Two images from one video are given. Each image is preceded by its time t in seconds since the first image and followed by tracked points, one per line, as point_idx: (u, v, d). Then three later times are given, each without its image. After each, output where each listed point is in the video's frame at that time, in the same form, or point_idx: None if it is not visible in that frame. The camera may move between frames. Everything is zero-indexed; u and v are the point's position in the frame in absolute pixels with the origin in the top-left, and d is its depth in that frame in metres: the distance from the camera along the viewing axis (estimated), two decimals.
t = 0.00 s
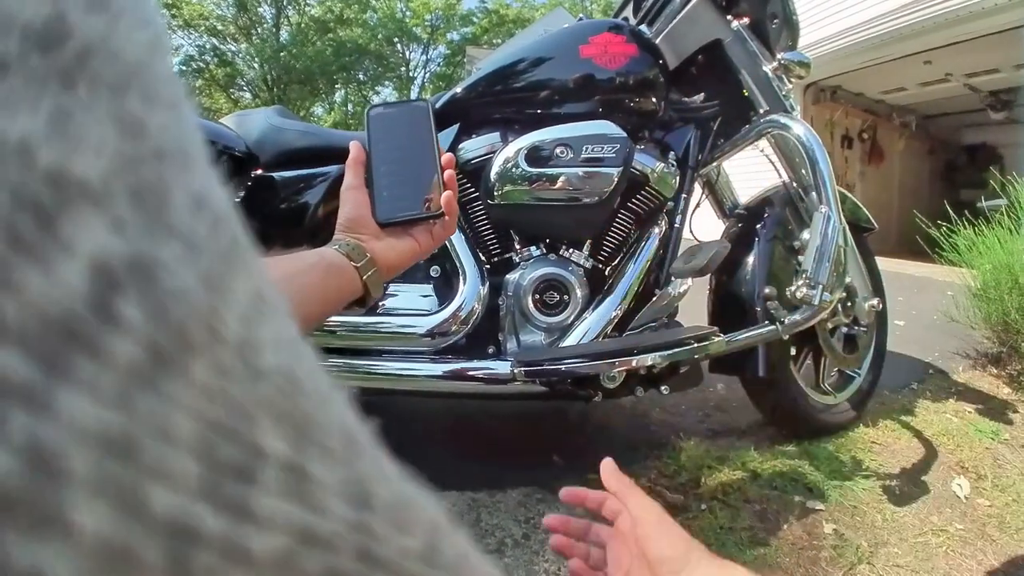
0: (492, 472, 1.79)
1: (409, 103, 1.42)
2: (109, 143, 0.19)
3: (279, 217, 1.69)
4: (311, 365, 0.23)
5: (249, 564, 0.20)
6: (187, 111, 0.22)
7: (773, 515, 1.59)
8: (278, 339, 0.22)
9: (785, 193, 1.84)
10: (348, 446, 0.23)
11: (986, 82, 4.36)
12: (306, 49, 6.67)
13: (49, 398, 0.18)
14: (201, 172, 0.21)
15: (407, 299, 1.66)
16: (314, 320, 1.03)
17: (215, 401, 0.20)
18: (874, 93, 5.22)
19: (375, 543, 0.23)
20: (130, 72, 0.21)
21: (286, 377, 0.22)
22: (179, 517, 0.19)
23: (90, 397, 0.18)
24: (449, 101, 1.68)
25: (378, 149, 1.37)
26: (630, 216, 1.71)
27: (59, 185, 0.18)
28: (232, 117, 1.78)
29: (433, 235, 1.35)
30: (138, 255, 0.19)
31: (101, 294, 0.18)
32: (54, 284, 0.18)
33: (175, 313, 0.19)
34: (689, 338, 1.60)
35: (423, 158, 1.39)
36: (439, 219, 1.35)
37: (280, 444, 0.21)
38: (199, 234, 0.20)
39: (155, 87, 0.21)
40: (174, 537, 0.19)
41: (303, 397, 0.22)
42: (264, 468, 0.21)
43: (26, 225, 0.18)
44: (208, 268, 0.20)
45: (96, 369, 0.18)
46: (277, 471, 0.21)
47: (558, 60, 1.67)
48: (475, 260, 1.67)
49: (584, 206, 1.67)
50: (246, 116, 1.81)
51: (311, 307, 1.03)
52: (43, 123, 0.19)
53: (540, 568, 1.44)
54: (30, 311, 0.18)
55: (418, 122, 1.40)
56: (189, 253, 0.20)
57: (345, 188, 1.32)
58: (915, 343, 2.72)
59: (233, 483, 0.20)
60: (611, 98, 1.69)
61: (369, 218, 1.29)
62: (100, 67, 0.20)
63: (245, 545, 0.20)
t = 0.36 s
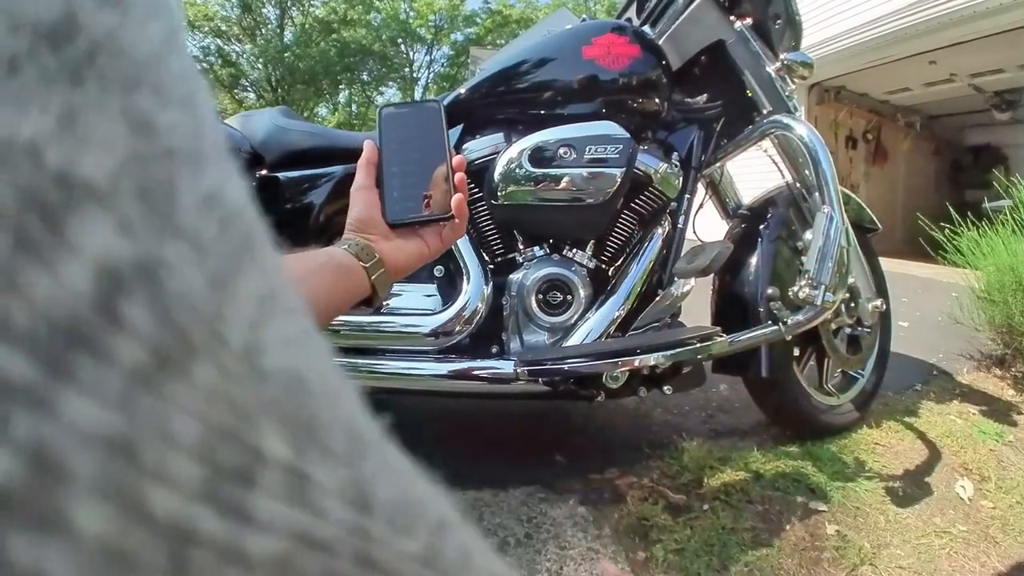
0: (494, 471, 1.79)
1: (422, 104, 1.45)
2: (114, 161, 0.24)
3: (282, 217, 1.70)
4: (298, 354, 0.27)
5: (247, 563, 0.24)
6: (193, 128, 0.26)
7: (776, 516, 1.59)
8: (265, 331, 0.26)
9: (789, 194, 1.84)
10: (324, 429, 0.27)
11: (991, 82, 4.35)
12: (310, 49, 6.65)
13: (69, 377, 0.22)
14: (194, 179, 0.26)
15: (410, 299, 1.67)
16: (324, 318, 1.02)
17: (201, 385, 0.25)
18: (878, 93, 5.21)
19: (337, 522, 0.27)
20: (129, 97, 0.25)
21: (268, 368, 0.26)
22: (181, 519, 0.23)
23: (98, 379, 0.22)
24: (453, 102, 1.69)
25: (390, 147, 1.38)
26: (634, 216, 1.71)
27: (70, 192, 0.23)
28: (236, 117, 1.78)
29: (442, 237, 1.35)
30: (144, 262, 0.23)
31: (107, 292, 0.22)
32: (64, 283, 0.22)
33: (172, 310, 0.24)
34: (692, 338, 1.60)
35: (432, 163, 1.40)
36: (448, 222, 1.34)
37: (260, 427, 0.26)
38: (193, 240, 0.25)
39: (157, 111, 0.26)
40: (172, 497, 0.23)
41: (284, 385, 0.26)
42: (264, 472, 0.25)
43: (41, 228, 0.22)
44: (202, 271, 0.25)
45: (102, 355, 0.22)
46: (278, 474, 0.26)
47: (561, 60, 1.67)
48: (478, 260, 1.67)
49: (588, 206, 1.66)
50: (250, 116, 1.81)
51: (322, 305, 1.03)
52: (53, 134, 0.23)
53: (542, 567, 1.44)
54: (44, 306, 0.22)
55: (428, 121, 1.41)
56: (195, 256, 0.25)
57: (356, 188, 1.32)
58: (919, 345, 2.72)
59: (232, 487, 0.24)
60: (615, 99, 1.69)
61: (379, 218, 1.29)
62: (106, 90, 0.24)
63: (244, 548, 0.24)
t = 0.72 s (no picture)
0: (495, 473, 1.79)
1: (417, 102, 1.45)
2: (115, 145, 0.18)
3: (282, 218, 1.70)
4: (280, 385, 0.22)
5: None
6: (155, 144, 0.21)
7: (776, 520, 1.58)
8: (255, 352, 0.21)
9: (790, 194, 1.83)
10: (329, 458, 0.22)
11: (996, 82, 4.33)
12: (314, 49, 6.68)
13: (70, 383, 0.16)
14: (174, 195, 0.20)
15: (410, 300, 1.66)
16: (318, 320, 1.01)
17: (221, 405, 0.19)
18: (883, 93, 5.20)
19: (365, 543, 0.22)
20: (120, 76, 0.19)
21: (271, 390, 0.21)
22: (206, 541, 0.17)
23: (109, 394, 0.17)
24: (454, 102, 1.68)
25: (385, 147, 1.40)
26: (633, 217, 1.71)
27: (71, 170, 0.17)
28: (237, 117, 1.78)
29: (437, 239, 1.32)
30: (149, 262, 0.18)
31: (114, 291, 0.17)
32: (68, 274, 0.16)
33: (184, 323, 0.18)
34: (692, 340, 1.59)
35: (426, 167, 1.41)
36: (443, 223, 1.33)
37: (275, 450, 0.20)
38: (188, 249, 0.20)
39: (134, 104, 0.20)
40: (199, 526, 0.17)
41: (286, 408, 0.21)
42: (283, 494, 0.20)
43: (39, 206, 0.16)
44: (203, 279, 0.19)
45: (111, 363, 0.17)
46: (296, 493, 0.20)
47: (561, 60, 1.67)
48: (477, 260, 1.66)
49: (588, 207, 1.65)
50: (250, 117, 1.81)
51: (317, 307, 1.01)
52: (54, 111, 0.17)
53: (540, 570, 1.43)
54: (45, 305, 0.16)
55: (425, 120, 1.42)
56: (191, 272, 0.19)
57: (348, 188, 1.30)
58: (922, 347, 2.71)
59: (256, 505, 0.19)
60: (616, 99, 1.69)
61: (372, 220, 1.27)
62: (97, 66, 0.18)
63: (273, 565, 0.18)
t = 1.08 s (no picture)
0: (497, 472, 1.78)
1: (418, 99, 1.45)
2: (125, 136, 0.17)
3: (287, 216, 1.70)
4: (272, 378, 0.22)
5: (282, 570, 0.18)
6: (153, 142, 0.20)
7: (780, 522, 1.58)
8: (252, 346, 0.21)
9: (795, 193, 1.82)
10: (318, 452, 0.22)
11: (1002, 81, 4.31)
12: (318, 48, 6.69)
13: (80, 362, 0.15)
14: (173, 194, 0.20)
15: (413, 298, 1.66)
16: (318, 318, 1.00)
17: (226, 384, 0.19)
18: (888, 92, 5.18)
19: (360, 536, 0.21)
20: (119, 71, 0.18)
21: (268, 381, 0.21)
22: (211, 516, 0.17)
23: (116, 375, 0.16)
24: (458, 100, 1.68)
25: (386, 144, 1.40)
26: (637, 216, 1.68)
27: (76, 156, 0.16)
28: (241, 116, 1.78)
29: (439, 237, 1.33)
30: (154, 241, 0.17)
31: (118, 274, 0.16)
32: (73, 254, 0.15)
33: (192, 316, 0.18)
34: (696, 340, 1.58)
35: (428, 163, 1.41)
36: (444, 221, 1.34)
37: (276, 436, 0.19)
38: (189, 243, 0.19)
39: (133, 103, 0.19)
40: (199, 502, 0.17)
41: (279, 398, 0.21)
42: (285, 480, 0.19)
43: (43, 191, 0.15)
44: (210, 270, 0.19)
45: (118, 343, 0.16)
46: (296, 483, 0.20)
47: (566, 57, 1.66)
48: (480, 259, 1.66)
49: (591, 206, 1.66)
50: (254, 115, 1.81)
51: (317, 304, 1.00)
52: (61, 95, 0.16)
53: (542, 571, 1.43)
54: (48, 283, 0.15)
55: (426, 117, 1.42)
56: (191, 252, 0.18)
57: (349, 186, 1.30)
58: (927, 347, 2.70)
59: (258, 489, 0.18)
60: (620, 96, 1.68)
61: (375, 218, 1.28)
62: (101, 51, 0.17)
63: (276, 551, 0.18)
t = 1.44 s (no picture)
0: (502, 470, 1.78)
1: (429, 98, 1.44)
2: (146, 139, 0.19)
3: (291, 215, 1.69)
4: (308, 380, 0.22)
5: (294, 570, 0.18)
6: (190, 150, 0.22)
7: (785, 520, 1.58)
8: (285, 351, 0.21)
9: (801, 192, 1.83)
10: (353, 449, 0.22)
11: (1008, 79, 4.30)
12: (322, 47, 6.68)
13: (91, 363, 0.16)
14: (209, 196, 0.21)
15: (418, 296, 1.66)
16: (327, 316, 1.00)
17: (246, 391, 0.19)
18: (892, 90, 5.17)
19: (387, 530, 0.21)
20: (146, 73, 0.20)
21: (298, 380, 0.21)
22: (222, 517, 0.17)
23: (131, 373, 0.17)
24: (464, 98, 1.68)
25: (396, 142, 1.39)
26: (643, 214, 1.70)
27: (89, 157, 0.17)
28: (246, 114, 1.78)
29: (449, 235, 1.34)
30: (170, 240, 0.18)
31: (135, 276, 0.17)
32: (86, 256, 0.16)
33: (217, 323, 0.19)
34: (700, 339, 1.58)
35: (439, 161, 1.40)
36: (454, 219, 1.34)
37: (298, 430, 0.20)
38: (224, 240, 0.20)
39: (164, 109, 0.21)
40: (215, 506, 0.17)
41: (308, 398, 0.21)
42: (303, 471, 0.19)
43: (51, 188, 0.17)
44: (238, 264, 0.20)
45: (131, 344, 0.17)
46: (316, 475, 0.20)
47: (569, 56, 1.66)
48: (486, 257, 1.67)
49: (597, 204, 1.65)
50: (257, 113, 1.81)
51: (327, 303, 1.01)
52: (72, 99, 0.18)
53: (547, 568, 1.43)
54: (60, 282, 0.16)
55: (436, 115, 1.42)
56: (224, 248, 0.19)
57: (361, 185, 1.32)
58: (932, 347, 2.69)
59: (275, 487, 0.19)
60: (625, 95, 1.67)
61: (384, 217, 1.28)
62: (120, 61, 0.19)
63: (288, 552, 0.18)
